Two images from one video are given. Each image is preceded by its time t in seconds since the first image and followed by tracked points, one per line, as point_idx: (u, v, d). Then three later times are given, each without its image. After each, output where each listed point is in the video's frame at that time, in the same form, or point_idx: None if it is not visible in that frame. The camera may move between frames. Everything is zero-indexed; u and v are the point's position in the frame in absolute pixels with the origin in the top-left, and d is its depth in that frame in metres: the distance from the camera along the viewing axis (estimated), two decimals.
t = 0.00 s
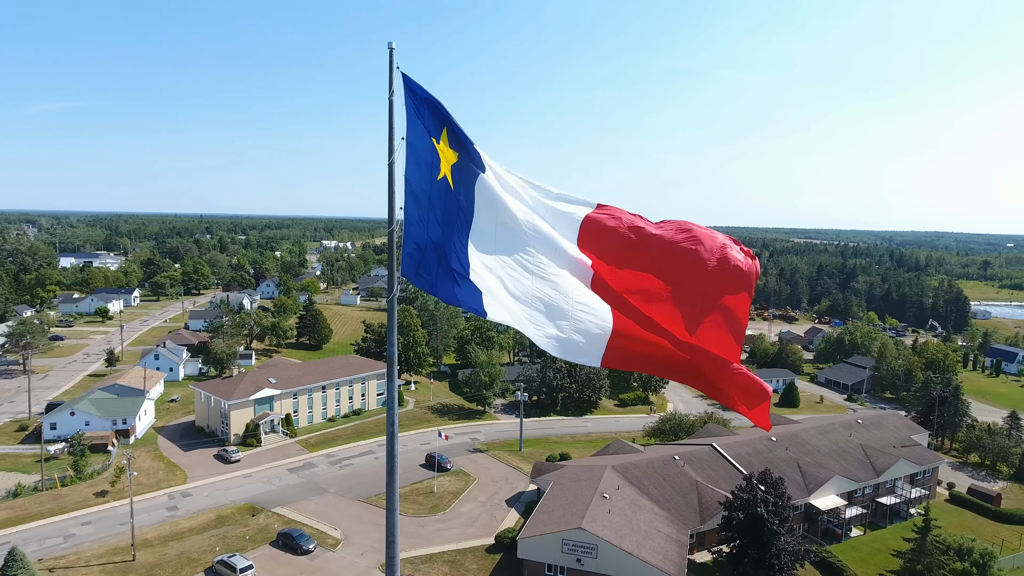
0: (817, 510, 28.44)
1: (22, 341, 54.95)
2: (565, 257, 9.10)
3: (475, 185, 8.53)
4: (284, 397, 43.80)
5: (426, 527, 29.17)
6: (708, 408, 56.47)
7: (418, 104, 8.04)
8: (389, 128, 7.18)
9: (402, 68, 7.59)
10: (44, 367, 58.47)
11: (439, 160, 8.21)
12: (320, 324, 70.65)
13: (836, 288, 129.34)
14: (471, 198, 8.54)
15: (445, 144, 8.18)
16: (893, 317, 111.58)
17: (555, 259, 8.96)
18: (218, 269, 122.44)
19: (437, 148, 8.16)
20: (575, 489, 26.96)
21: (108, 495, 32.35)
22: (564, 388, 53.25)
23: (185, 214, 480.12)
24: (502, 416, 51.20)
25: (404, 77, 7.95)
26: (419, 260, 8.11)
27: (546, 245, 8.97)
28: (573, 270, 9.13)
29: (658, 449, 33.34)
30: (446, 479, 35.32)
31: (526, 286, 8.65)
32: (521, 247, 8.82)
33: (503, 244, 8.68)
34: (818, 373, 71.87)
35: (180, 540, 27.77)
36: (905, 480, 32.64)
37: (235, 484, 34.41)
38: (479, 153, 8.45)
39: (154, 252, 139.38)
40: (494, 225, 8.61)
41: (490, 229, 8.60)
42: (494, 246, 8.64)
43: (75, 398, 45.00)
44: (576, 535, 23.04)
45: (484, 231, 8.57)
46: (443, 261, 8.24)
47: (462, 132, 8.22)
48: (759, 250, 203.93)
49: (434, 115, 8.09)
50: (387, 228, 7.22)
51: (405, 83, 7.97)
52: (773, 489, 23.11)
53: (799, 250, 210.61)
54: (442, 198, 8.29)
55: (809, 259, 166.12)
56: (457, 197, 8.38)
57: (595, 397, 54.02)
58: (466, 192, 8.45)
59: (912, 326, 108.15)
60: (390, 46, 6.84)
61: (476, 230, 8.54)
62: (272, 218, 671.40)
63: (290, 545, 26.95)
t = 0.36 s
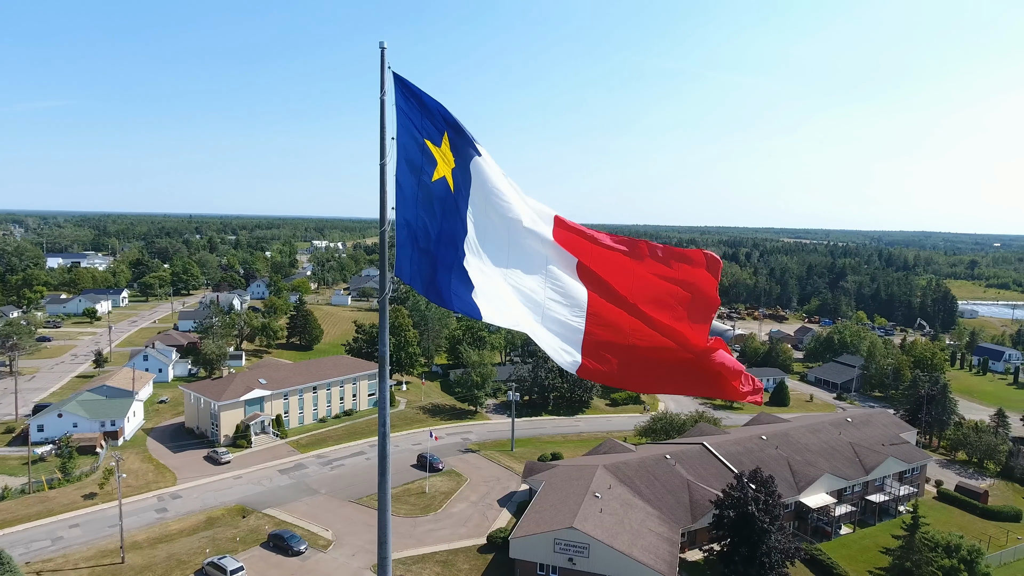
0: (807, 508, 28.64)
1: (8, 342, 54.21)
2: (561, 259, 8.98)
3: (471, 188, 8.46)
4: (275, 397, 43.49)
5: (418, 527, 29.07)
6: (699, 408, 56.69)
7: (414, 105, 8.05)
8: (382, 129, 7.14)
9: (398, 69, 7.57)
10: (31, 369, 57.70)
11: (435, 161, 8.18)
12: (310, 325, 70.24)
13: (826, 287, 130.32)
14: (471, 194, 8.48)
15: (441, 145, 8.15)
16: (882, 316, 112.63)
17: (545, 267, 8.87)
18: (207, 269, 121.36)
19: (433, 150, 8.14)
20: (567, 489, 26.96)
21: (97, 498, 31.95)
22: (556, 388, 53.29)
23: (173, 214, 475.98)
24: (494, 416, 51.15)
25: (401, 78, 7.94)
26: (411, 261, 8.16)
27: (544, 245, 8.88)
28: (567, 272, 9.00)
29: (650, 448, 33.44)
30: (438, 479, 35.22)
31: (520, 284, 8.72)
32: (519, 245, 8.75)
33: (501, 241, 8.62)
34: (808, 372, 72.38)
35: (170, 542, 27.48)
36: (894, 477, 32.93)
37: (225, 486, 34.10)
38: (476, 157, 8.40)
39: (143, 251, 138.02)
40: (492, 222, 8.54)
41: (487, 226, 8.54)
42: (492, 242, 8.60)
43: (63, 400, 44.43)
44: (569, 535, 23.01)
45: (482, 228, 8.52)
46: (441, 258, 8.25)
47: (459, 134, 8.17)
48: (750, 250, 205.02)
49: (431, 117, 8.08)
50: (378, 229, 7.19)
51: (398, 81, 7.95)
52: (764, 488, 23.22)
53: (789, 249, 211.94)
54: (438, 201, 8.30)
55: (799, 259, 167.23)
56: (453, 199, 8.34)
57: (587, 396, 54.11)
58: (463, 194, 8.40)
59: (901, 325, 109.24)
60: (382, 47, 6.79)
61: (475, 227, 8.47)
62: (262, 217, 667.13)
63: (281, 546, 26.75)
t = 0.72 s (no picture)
0: (797, 506, 28.84)
1: None
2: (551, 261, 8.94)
3: (462, 188, 8.42)
4: (265, 398, 43.16)
5: (409, 528, 28.95)
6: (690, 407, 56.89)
7: (404, 105, 8.03)
8: (373, 127, 7.08)
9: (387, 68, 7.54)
10: (17, 370, 56.84)
11: (426, 161, 8.15)
12: (301, 325, 69.79)
13: (815, 286, 131.31)
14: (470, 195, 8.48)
15: (431, 145, 8.11)
16: (870, 315, 113.69)
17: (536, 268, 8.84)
18: (196, 270, 120.22)
19: (423, 150, 8.11)
20: (559, 488, 26.95)
21: (85, 500, 31.54)
22: (547, 388, 53.33)
23: (161, 214, 471.36)
24: (486, 416, 51.08)
25: (390, 78, 7.90)
26: (403, 261, 8.08)
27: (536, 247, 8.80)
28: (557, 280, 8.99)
29: (641, 447, 33.53)
30: (429, 480, 35.10)
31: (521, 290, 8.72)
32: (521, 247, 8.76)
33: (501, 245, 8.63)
34: (797, 371, 72.87)
35: (159, 544, 27.20)
36: (883, 475, 33.23)
37: (215, 487, 33.78)
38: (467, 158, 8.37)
39: (131, 252, 136.49)
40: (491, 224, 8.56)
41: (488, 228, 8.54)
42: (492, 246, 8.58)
43: (49, 402, 43.81)
44: (561, 534, 23.01)
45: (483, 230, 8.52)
46: (436, 260, 8.22)
47: (450, 134, 8.14)
48: (739, 250, 206.19)
49: (420, 117, 8.05)
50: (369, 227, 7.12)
51: (389, 81, 7.94)
52: (754, 486, 23.35)
53: (779, 248, 213.33)
54: (429, 201, 8.25)
55: (788, 258, 168.45)
56: (445, 199, 8.31)
57: (579, 396, 54.19)
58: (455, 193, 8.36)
59: (889, 324, 110.30)
60: (371, 46, 6.76)
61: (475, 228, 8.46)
62: (252, 217, 661.72)
63: (272, 548, 26.55)
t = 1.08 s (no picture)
0: (788, 504, 29.00)
1: None
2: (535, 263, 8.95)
3: (454, 187, 8.38)
4: (257, 399, 42.87)
5: (401, 528, 28.84)
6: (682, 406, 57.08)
7: (393, 102, 7.91)
8: (364, 127, 6.99)
9: (376, 66, 7.42)
10: (4, 372, 56.08)
11: (417, 160, 8.08)
12: (292, 325, 69.41)
13: (806, 286, 132.22)
14: (463, 201, 8.46)
15: (422, 144, 8.04)
16: (860, 314, 114.71)
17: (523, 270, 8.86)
18: (186, 270, 119.23)
19: (412, 149, 8.03)
20: (551, 488, 26.95)
21: (74, 503, 31.17)
22: (540, 387, 53.40)
23: (151, 213, 467.65)
24: (478, 416, 51.05)
25: (378, 75, 7.78)
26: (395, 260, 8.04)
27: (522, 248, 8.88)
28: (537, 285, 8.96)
29: (633, 446, 33.59)
30: (422, 480, 34.99)
31: (516, 295, 8.71)
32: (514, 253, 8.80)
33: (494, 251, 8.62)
34: (788, 370, 73.34)
35: (149, 546, 26.92)
36: (873, 473, 33.49)
37: (206, 489, 33.51)
38: (459, 155, 8.33)
39: (120, 252, 135.10)
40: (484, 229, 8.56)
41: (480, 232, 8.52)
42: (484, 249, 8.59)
43: (37, 403, 43.24)
44: (553, 534, 23.00)
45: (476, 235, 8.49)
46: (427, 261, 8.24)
47: (440, 133, 8.08)
48: (730, 249, 207.27)
49: (409, 116, 7.97)
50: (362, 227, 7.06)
51: (380, 81, 7.82)
52: (746, 485, 23.46)
53: (770, 248, 214.65)
54: (421, 200, 8.22)
55: (779, 258, 169.64)
56: (436, 197, 8.28)
57: (571, 395, 54.27)
58: (445, 193, 8.33)
59: (879, 323, 111.34)
60: (364, 45, 6.67)
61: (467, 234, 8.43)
62: (243, 217, 658.11)
63: (263, 549, 26.35)
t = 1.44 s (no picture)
0: (772, 501, 29.23)
1: None
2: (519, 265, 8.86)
3: (441, 186, 8.29)
4: (240, 400, 42.32)
5: (387, 530, 28.64)
6: (667, 405, 57.44)
7: (378, 101, 7.82)
8: (348, 126, 6.90)
9: (360, 64, 7.32)
10: None
11: (403, 159, 7.97)
12: (276, 326, 68.62)
13: (789, 285, 133.74)
14: (449, 201, 8.33)
15: (408, 142, 7.94)
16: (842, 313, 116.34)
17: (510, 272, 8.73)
18: (167, 271, 117.31)
19: (399, 148, 7.92)
20: (538, 488, 26.92)
21: (52, 507, 30.49)
22: (526, 387, 53.42)
23: (131, 212, 459.95)
24: (464, 416, 50.91)
25: (362, 73, 7.68)
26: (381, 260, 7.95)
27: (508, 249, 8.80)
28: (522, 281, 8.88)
29: (618, 445, 33.68)
30: (408, 481, 34.78)
31: (503, 298, 8.56)
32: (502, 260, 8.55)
33: (483, 254, 8.43)
34: (772, 369, 74.08)
35: (130, 551, 26.40)
36: (855, 470, 33.92)
37: (188, 492, 32.98)
38: (446, 154, 8.24)
39: (99, 252, 132.51)
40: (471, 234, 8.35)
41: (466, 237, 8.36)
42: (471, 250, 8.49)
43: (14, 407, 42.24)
44: (540, 533, 22.97)
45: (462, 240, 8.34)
46: (414, 260, 8.16)
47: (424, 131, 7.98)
48: (715, 249, 208.91)
49: (395, 114, 7.88)
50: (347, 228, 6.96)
51: (365, 79, 7.72)
52: (730, 482, 23.59)
53: (754, 247, 216.74)
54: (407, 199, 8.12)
55: (762, 258, 171.46)
56: (423, 197, 8.18)
57: (557, 395, 54.35)
58: (432, 192, 8.22)
59: (861, 322, 112.98)
60: (348, 43, 6.57)
61: (454, 237, 8.31)
62: (227, 216, 650.23)
63: (247, 552, 25.98)
